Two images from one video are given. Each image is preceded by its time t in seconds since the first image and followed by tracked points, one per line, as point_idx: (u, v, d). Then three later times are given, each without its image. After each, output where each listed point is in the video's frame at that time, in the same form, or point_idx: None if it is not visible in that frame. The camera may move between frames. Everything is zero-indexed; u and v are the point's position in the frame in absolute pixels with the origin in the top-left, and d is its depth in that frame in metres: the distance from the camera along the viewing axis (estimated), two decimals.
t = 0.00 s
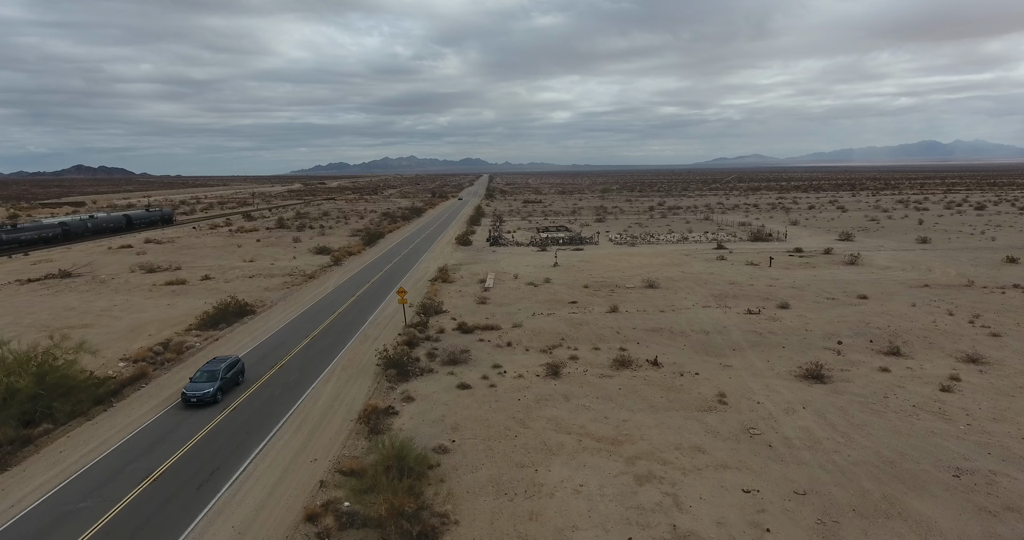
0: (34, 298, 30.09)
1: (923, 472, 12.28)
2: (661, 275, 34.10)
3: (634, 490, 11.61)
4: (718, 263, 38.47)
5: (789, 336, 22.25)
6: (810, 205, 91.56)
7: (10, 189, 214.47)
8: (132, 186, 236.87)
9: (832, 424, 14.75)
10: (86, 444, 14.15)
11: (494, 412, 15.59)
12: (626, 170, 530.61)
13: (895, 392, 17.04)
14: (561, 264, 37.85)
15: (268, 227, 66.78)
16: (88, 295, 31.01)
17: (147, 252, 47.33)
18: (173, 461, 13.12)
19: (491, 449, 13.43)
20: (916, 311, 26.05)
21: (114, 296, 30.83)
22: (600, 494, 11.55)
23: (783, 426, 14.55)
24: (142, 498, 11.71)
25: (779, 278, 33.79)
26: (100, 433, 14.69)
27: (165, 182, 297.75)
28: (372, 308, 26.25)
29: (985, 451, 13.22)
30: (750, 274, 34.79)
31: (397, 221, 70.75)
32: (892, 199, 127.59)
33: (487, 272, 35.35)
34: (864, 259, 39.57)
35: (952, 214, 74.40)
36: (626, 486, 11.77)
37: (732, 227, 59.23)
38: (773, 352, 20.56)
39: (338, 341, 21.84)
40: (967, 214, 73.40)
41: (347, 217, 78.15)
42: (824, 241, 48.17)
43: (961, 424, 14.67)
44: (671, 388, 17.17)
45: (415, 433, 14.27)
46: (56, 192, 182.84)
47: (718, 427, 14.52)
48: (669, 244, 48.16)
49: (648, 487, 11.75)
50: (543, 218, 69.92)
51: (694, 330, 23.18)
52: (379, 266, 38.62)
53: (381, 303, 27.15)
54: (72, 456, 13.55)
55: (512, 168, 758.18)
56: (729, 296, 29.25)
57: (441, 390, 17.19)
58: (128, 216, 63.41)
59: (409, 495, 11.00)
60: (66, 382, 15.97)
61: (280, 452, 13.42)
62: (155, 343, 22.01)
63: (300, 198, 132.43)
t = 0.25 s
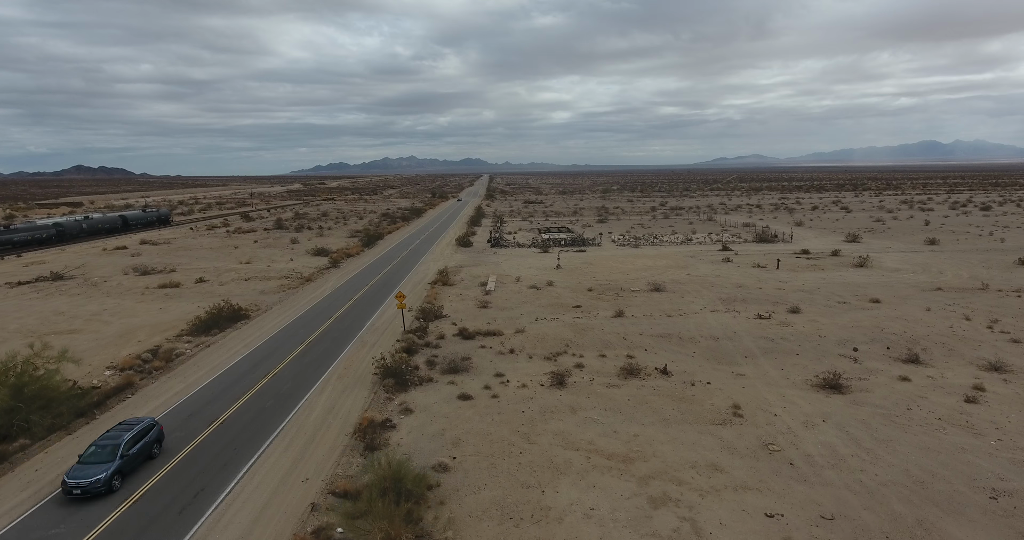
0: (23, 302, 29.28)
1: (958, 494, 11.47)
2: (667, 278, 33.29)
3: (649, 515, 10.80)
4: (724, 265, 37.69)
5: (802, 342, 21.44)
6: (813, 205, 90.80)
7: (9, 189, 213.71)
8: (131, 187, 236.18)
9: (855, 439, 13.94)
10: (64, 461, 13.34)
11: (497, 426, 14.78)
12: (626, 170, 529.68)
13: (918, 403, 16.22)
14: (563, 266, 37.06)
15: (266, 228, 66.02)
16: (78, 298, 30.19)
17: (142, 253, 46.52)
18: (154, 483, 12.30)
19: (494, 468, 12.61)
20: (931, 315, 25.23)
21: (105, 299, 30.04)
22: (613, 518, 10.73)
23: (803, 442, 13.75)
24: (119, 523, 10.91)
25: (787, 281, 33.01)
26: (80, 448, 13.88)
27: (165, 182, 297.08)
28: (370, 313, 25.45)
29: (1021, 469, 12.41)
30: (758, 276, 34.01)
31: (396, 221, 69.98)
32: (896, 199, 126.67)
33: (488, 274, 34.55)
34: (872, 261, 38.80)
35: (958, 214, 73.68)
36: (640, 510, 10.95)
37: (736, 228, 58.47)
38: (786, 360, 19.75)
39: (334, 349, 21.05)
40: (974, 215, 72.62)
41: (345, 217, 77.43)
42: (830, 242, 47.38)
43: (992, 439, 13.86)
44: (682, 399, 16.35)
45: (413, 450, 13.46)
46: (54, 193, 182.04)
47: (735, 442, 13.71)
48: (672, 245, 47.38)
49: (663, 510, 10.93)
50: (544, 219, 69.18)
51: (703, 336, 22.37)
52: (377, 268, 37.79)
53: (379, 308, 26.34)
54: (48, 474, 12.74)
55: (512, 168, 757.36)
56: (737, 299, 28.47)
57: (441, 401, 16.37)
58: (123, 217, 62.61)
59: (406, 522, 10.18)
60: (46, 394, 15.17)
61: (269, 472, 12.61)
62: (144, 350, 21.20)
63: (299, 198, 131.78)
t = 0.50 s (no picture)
0: (11, 306, 28.48)
1: (998, 519, 10.65)
2: (672, 281, 32.48)
3: None
4: (730, 267, 36.86)
5: (816, 349, 20.63)
6: (816, 206, 89.95)
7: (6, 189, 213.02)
8: (130, 187, 235.41)
9: (881, 456, 13.10)
10: (39, 480, 12.49)
11: (500, 441, 13.95)
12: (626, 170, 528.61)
13: (944, 415, 15.39)
14: (566, 269, 36.22)
15: (264, 229, 65.22)
16: (68, 302, 29.38)
17: (137, 255, 45.70)
18: (133, 506, 11.48)
19: (498, 488, 11.79)
20: (948, 320, 24.40)
21: (95, 304, 29.23)
22: None
23: (826, 459, 12.93)
24: None
25: (796, 284, 32.16)
26: (57, 467, 13.03)
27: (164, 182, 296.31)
28: (368, 318, 24.62)
29: None
30: (765, 279, 33.21)
31: (396, 222, 69.13)
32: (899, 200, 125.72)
33: (489, 277, 33.72)
34: (882, 263, 37.97)
35: (964, 215, 72.82)
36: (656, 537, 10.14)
37: (740, 229, 57.63)
38: (802, 369, 18.90)
39: (329, 356, 20.20)
40: (980, 215, 71.82)
41: (344, 218, 76.73)
42: (837, 244, 46.59)
43: None
44: (695, 411, 15.54)
45: (412, 469, 12.63)
46: (52, 193, 181.36)
47: (753, 460, 12.89)
48: (676, 246, 46.58)
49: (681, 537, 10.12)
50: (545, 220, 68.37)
51: (713, 342, 21.53)
52: (376, 271, 36.95)
53: (377, 313, 25.50)
54: (21, 496, 11.90)
55: (512, 168, 756.36)
56: (746, 303, 27.62)
57: (441, 414, 15.55)
58: (119, 218, 61.80)
59: None
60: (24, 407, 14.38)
61: (256, 494, 11.77)
62: (132, 357, 20.37)
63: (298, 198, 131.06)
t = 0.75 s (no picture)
0: None
1: None
2: (678, 284, 31.67)
3: None
4: (737, 270, 36.00)
5: (831, 357, 19.82)
6: (819, 205, 89.10)
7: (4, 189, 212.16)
8: (129, 187, 234.54)
9: (911, 475, 12.29)
10: (11, 503, 11.65)
11: (504, 458, 13.13)
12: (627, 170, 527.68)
13: (973, 429, 14.58)
14: (569, 271, 35.37)
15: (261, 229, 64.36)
16: (57, 306, 28.54)
17: (130, 257, 44.84)
18: (109, 532, 10.68)
19: (503, 513, 10.97)
20: (965, 325, 23.61)
21: (85, 308, 28.40)
22: None
23: (853, 479, 12.11)
24: None
25: (805, 287, 31.31)
26: (31, 488, 12.18)
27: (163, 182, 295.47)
28: (365, 324, 23.79)
29: None
30: (773, 282, 32.41)
31: (395, 223, 68.25)
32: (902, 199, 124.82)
33: (490, 280, 32.88)
34: (891, 265, 37.14)
35: (969, 215, 72.09)
36: None
37: (745, 229, 56.77)
38: (819, 378, 18.06)
39: (325, 364, 19.37)
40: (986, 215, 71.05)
41: (343, 219, 75.95)
42: (843, 245, 45.80)
43: None
44: (709, 425, 14.73)
45: (410, 490, 11.81)
46: (50, 193, 180.57)
47: (775, 480, 12.06)
48: (680, 248, 45.78)
49: None
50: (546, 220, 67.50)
51: (723, 349, 20.70)
52: (374, 273, 36.11)
53: (375, 318, 24.67)
54: None
55: (512, 168, 755.32)
56: (755, 308, 26.78)
57: (442, 428, 14.72)
58: (114, 218, 60.95)
59: None
60: None
61: (243, 519, 10.95)
62: (119, 365, 19.53)
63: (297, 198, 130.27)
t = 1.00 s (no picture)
0: None
1: None
2: (684, 287, 30.87)
3: None
4: (744, 272, 35.18)
5: (848, 365, 19.00)
6: (823, 206, 88.27)
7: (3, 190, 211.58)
8: (128, 187, 233.77)
9: (944, 497, 11.47)
10: None
11: (508, 478, 12.30)
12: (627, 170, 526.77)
13: (1004, 444, 13.75)
14: (572, 274, 34.52)
15: (259, 230, 63.57)
16: (45, 311, 27.73)
17: (125, 259, 44.01)
18: None
19: None
20: (984, 331, 22.78)
21: (75, 312, 27.60)
22: None
23: (882, 502, 11.29)
24: None
25: (815, 290, 30.45)
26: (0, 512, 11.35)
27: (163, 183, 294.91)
28: (363, 330, 22.97)
29: None
30: (781, 285, 31.61)
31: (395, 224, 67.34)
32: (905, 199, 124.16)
33: (491, 283, 32.05)
34: (902, 267, 36.30)
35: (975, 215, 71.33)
36: None
37: (749, 230, 55.92)
38: (837, 388, 17.22)
39: (320, 373, 18.57)
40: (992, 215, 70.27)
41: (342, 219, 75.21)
42: (851, 246, 44.99)
43: None
44: (725, 440, 13.91)
45: (407, 514, 10.99)
46: (49, 193, 179.59)
47: (799, 502, 11.23)
48: (685, 249, 44.98)
49: None
50: (548, 221, 66.72)
51: (735, 356, 19.84)
52: (373, 276, 35.28)
53: (373, 324, 23.84)
54: None
55: (512, 168, 755.23)
56: (765, 312, 25.94)
57: (441, 444, 13.90)
58: (110, 219, 60.17)
59: None
60: None
61: None
62: (105, 374, 18.71)
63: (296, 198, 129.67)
